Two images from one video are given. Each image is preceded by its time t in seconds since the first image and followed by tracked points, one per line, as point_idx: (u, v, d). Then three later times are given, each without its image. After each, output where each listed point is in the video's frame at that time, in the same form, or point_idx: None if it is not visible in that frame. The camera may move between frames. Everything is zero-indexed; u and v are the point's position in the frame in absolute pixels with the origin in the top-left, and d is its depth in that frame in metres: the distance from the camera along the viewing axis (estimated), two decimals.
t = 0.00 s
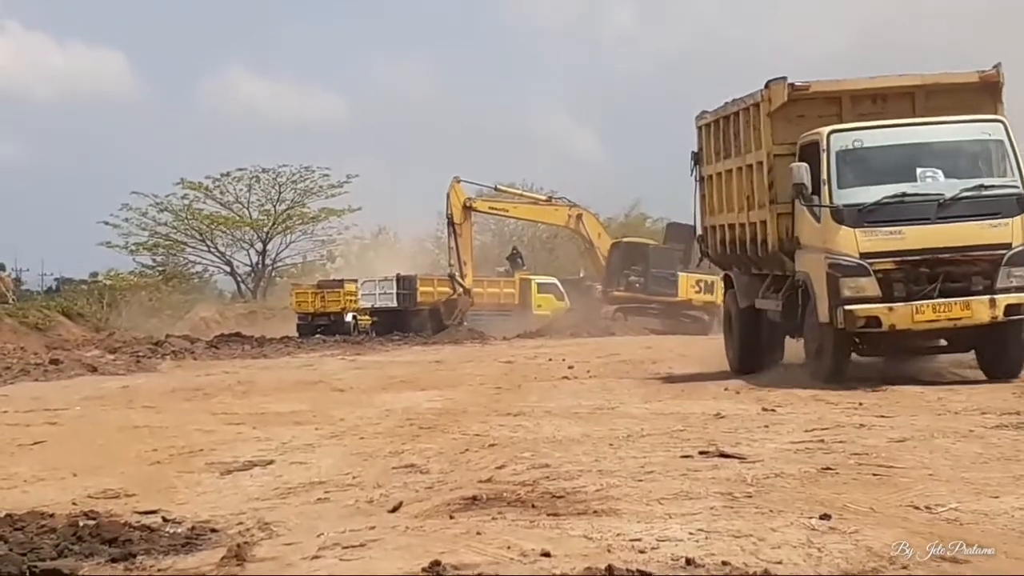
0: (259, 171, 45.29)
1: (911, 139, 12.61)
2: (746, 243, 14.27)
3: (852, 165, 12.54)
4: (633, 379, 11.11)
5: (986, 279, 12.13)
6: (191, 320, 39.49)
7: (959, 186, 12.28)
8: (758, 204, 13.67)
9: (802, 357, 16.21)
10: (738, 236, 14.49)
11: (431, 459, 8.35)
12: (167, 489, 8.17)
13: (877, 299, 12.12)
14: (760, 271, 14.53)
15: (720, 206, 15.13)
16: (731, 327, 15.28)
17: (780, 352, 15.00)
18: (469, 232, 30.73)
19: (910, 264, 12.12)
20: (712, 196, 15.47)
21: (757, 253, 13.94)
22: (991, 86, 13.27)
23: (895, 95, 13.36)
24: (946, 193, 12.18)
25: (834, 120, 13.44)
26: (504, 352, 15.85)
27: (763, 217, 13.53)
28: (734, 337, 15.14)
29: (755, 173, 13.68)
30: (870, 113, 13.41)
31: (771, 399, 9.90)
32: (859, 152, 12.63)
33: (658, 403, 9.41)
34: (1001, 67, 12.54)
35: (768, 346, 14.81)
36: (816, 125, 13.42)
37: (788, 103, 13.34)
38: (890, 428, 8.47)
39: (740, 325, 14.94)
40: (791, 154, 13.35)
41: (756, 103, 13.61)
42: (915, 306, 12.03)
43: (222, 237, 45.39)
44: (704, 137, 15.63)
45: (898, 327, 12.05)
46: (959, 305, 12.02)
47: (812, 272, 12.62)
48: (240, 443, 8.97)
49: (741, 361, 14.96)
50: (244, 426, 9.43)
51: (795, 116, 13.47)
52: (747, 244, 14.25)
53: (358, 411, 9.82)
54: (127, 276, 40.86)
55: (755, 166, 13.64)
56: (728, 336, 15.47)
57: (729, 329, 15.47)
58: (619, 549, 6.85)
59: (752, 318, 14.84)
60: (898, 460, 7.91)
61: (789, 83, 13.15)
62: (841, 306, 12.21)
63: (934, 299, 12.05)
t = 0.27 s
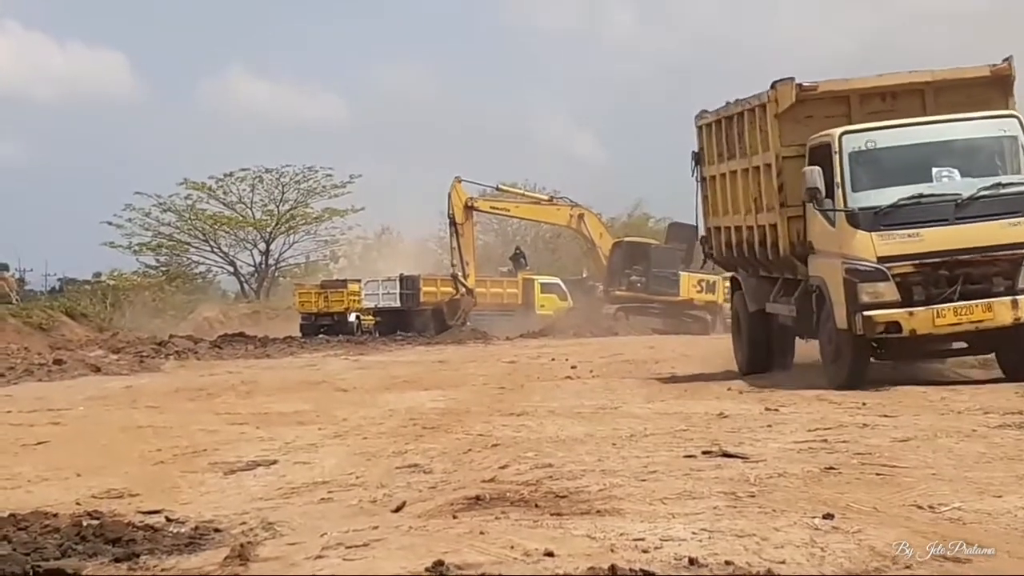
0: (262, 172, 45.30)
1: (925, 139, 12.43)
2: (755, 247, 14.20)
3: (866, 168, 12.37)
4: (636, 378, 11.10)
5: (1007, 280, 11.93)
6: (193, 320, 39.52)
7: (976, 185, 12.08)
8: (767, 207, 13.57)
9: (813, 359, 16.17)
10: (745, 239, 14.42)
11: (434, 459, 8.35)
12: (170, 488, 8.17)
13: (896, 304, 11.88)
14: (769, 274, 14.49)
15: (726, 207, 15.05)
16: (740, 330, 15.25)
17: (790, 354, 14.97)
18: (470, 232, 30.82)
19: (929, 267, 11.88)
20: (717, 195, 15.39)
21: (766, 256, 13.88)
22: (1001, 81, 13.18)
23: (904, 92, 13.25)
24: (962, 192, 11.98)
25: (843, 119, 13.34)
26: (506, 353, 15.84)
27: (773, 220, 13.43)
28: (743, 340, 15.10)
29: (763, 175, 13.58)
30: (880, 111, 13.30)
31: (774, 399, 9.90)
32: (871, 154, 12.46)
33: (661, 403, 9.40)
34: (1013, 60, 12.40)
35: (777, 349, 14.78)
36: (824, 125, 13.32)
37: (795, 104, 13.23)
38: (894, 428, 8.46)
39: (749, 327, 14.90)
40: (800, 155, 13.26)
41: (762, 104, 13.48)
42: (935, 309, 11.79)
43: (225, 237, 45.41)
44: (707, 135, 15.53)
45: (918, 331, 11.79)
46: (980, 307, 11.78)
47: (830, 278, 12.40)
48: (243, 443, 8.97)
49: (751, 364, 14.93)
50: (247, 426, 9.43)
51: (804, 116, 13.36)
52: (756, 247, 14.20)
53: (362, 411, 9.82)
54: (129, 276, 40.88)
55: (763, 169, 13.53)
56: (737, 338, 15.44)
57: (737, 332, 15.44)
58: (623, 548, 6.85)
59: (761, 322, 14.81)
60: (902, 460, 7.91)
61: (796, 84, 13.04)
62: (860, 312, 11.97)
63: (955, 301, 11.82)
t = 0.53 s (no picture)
0: (261, 174, 45.34)
1: (946, 138, 12.23)
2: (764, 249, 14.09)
3: (884, 168, 12.20)
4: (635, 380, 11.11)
5: None
6: (192, 322, 39.57)
7: (997, 188, 11.93)
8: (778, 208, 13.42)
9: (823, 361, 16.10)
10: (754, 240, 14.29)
11: (434, 462, 8.35)
12: (169, 491, 8.18)
13: (916, 310, 11.69)
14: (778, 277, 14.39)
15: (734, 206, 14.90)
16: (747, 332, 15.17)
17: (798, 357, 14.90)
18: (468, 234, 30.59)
19: (949, 273, 11.71)
20: (724, 195, 15.23)
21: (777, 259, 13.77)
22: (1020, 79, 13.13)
23: (922, 91, 13.18)
24: (983, 197, 11.84)
25: (857, 118, 13.24)
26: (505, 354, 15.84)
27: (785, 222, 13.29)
28: (751, 343, 15.02)
29: (774, 175, 13.42)
30: (895, 110, 13.24)
31: (773, 401, 9.90)
32: (890, 156, 12.26)
33: (660, 405, 9.40)
34: None
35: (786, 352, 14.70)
36: (838, 125, 13.18)
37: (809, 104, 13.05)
38: (894, 431, 8.46)
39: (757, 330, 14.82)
40: (813, 156, 13.07)
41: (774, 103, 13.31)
42: (956, 317, 11.62)
43: (224, 239, 45.46)
44: (713, 132, 15.38)
45: (939, 339, 11.61)
46: (1002, 314, 11.60)
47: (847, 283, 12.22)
48: (243, 445, 8.98)
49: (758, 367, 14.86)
50: (247, 428, 9.43)
51: (817, 116, 13.18)
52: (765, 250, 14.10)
53: (361, 413, 9.82)
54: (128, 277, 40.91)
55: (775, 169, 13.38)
56: (745, 340, 15.35)
57: (745, 335, 15.35)
58: (622, 551, 6.86)
59: (770, 324, 14.72)
60: (901, 463, 7.91)
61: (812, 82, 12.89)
62: (879, 318, 11.79)
63: (976, 308, 11.65)
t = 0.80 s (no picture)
0: (255, 177, 45.35)
1: (968, 136, 11.98)
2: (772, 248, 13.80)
3: (906, 164, 11.90)
4: (629, 384, 11.10)
5: None
6: (186, 326, 39.62)
7: (1022, 188, 11.66)
8: (791, 204, 13.07)
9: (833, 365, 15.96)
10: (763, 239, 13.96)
11: (427, 465, 8.33)
12: (162, 494, 8.16)
13: (935, 309, 11.44)
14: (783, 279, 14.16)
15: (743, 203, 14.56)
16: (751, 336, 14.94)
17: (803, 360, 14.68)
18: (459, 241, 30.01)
19: (970, 271, 11.46)
20: (733, 191, 14.89)
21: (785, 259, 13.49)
22: None
23: (942, 89, 12.83)
24: (1008, 195, 11.58)
25: (876, 114, 12.85)
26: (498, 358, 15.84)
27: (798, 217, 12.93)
28: (754, 347, 14.80)
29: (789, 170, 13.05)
30: (915, 107, 12.86)
31: (767, 405, 9.89)
32: (913, 150, 11.97)
33: (654, 408, 9.39)
34: None
35: (790, 356, 14.48)
36: (856, 120, 12.81)
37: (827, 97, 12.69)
38: (888, 435, 8.46)
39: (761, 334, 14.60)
40: (831, 150, 12.71)
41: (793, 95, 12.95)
42: (976, 317, 11.37)
43: (218, 242, 45.51)
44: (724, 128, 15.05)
45: (958, 339, 11.37)
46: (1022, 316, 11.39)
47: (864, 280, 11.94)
48: (237, 448, 8.96)
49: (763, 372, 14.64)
50: (241, 432, 9.42)
51: (835, 110, 12.82)
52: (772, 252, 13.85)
53: (355, 417, 9.81)
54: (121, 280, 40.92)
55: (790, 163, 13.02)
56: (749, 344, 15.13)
57: (748, 339, 15.13)
58: (615, 555, 6.85)
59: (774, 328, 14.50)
60: (895, 467, 7.89)
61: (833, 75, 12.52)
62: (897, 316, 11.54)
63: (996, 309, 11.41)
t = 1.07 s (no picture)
0: (243, 185, 45.36)
1: (978, 134, 11.59)
2: (771, 254, 13.63)
3: (915, 163, 11.51)
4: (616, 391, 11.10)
5: None
6: (173, 333, 39.61)
7: None
8: (792, 208, 12.85)
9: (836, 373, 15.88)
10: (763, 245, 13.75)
11: (414, 472, 8.32)
12: (149, 501, 8.15)
13: (947, 313, 11.02)
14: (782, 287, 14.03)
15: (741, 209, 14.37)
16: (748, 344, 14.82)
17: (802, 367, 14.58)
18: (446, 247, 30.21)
19: (983, 273, 11.04)
20: (729, 197, 14.69)
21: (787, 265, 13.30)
22: None
23: (946, 88, 12.58)
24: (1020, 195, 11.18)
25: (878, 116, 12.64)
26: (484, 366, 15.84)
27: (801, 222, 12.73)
28: (752, 356, 14.69)
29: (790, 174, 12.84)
30: (919, 108, 12.60)
31: (754, 412, 9.89)
32: (921, 150, 11.58)
33: (641, 414, 9.39)
34: None
35: (790, 364, 14.38)
36: (858, 123, 12.60)
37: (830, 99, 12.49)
38: (874, 441, 8.47)
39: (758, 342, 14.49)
40: (833, 153, 12.50)
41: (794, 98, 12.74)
42: (989, 320, 10.93)
43: (205, 248, 45.49)
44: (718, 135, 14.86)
45: (970, 343, 10.94)
46: None
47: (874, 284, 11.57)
48: (223, 455, 8.95)
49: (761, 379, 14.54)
50: (228, 438, 9.40)
51: (836, 113, 12.61)
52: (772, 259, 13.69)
53: (342, 423, 9.80)
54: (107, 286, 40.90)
55: (791, 168, 12.81)
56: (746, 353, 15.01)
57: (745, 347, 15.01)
58: (603, 560, 6.86)
59: (771, 336, 14.39)
60: (881, 473, 7.91)
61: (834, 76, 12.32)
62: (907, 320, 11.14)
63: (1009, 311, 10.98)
